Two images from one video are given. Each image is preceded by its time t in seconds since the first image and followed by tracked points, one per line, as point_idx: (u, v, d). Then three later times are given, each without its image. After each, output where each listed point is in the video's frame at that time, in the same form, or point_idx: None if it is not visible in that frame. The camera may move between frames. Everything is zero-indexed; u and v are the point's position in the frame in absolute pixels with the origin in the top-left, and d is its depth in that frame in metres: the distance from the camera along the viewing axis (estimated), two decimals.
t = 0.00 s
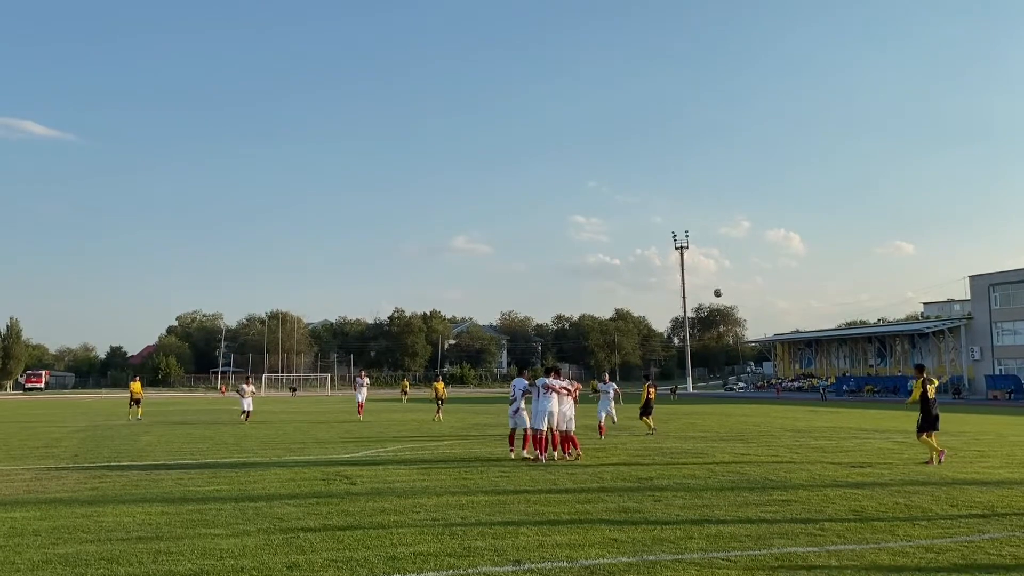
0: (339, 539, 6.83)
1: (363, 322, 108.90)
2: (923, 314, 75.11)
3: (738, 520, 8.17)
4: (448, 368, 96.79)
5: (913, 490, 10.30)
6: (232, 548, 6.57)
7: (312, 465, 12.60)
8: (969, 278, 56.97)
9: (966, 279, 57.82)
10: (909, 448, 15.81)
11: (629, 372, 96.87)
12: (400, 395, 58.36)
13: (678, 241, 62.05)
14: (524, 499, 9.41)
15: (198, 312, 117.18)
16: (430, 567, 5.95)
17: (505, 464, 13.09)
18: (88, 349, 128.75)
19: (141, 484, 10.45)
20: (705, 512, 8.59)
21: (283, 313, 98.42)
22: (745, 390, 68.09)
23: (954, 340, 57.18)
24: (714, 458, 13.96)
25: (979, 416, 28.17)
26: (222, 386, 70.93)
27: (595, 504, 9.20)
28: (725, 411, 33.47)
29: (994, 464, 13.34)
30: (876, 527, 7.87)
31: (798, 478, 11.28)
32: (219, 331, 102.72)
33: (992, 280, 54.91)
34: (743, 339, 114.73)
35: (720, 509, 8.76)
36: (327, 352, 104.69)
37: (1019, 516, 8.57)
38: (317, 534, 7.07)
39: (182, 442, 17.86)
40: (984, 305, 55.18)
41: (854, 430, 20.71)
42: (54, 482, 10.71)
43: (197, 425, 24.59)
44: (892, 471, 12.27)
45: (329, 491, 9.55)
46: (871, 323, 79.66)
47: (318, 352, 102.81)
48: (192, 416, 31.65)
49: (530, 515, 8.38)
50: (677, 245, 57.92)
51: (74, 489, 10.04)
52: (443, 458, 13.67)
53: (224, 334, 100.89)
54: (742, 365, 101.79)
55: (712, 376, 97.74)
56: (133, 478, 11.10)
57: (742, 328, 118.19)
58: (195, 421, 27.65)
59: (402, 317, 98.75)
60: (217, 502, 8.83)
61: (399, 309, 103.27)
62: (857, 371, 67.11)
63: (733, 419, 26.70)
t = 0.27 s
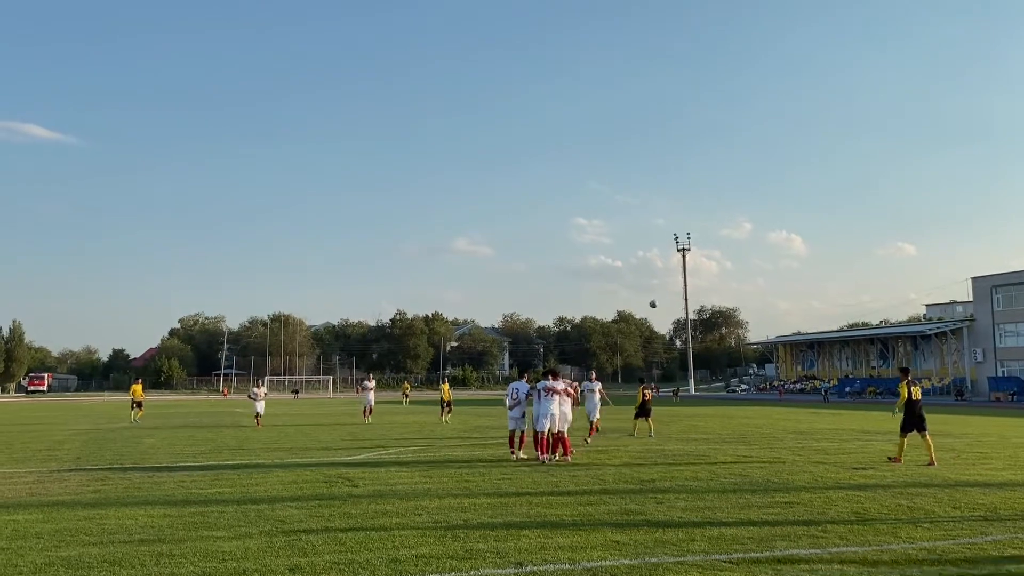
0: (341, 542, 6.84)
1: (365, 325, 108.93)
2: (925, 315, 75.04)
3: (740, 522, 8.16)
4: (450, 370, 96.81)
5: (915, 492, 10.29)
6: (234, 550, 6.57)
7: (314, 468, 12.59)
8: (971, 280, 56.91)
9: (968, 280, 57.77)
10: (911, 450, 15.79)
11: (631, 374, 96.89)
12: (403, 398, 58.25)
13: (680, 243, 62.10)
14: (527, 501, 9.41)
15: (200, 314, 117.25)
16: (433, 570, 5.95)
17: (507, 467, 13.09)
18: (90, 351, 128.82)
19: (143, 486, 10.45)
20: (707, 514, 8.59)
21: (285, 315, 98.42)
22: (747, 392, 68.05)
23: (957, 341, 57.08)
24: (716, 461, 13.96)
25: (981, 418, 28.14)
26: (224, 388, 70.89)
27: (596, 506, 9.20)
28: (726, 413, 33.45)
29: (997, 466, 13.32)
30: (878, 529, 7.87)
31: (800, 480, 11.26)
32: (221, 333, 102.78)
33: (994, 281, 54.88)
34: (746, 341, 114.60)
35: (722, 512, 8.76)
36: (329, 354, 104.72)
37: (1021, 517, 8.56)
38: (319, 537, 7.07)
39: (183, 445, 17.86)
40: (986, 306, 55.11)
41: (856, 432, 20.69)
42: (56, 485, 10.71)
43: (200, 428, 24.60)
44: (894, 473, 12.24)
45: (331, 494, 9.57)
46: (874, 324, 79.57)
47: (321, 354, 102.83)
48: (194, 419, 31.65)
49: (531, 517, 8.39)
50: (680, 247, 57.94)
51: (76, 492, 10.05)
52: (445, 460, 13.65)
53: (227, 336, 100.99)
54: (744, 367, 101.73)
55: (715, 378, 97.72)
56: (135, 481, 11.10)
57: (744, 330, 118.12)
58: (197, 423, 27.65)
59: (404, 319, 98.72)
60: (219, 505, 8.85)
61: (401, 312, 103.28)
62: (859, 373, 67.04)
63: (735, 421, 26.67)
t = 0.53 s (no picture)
0: (343, 544, 6.84)
1: (367, 327, 108.96)
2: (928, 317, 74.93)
3: (742, 525, 8.15)
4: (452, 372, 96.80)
5: (918, 494, 10.26)
6: (236, 553, 6.57)
7: (317, 469, 12.58)
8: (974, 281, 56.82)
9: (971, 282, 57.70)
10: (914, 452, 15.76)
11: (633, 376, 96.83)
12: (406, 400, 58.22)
13: (682, 245, 62.06)
14: (529, 503, 9.41)
15: (203, 317, 117.38)
16: (435, 572, 5.94)
17: (509, 468, 13.08)
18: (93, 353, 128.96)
19: (145, 488, 10.45)
20: (710, 516, 8.58)
21: (287, 317, 98.46)
22: (750, 394, 67.96)
23: (960, 343, 56.96)
24: (718, 463, 13.92)
25: (984, 420, 28.09)
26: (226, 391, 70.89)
27: (599, 508, 9.20)
28: (729, 415, 33.44)
29: (1000, 468, 13.30)
30: (880, 531, 7.85)
31: (803, 482, 11.24)
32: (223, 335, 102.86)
33: (997, 283, 54.82)
34: (748, 343, 114.50)
35: (724, 514, 8.74)
36: (331, 356, 104.76)
37: None
38: (321, 539, 7.07)
39: (185, 447, 17.84)
40: (989, 308, 55.03)
41: (858, 434, 20.67)
42: (58, 487, 10.72)
43: (202, 430, 24.61)
44: (898, 475, 12.21)
45: (333, 496, 9.56)
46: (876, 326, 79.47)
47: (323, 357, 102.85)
48: (196, 421, 31.67)
49: (534, 519, 8.38)
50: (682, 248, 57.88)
51: (79, 495, 10.06)
52: (447, 462, 13.64)
53: (229, 339, 101.07)
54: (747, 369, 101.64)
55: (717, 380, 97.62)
56: (137, 483, 11.10)
57: (747, 332, 118.00)
58: (199, 426, 27.67)
59: (406, 321, 98.69)
60: (221, 507, 8.84)
61: (403, 314, 103.33)
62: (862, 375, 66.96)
63: (736, 423, 26.66)
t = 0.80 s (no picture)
0: (346, 546, 6.84)
1: (370, 329, 109.02)
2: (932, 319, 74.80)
3: (744, 527, 8.14)
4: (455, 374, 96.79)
5: (922, 496, 10.24)
6: (240, 554, 6.57)
7: (320, 471, 12.60)
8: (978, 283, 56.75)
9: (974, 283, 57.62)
10: (917, 454, 15.74)
11: (636, 378, 96.78)
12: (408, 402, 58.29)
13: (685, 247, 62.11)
14: (532, 505, 9.41)
15: (206, 319, 117.58)
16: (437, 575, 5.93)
17: (512, 471, 13.07)
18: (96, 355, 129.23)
19: (149, 490, 10.47)
20: (713, 518, 8.57)
21: (290, 319, 98.51)
22: (753, 395, 67.91)
23: (963, 344, 56.84)
24: (722, 465, 13.91)
25: (987, 422, 28.03)
26: (229, 392, 70.98)
27: (602, 510, 9.20)
28: (731, 417, 33.44)
29: (1004, 470, 13.27)
30: (883, 533, 7.85)
31: (807, 484, 11.23)
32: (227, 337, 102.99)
33: (1001, 284, 54.78)
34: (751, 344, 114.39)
35: (727, 516, 8.74)
36: (334, 358, 104.85)
37: None
38: (325, 540, 7.08)
39: (189, 449, 17.86)
40: (993, 309, 54.97)
41: (861, 436, 20.64)
42: (62, 489, 10.74)
43: (205, 432, 24.63)
44: (901, 477, 12.19)
45: (336, 498, 9.56)
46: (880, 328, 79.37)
47: (326, 358, 102.93)
48: (199, 423, 31.70)
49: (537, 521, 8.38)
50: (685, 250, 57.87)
51: (83, 497, 10.07)
52: (450, 464, 13.63)
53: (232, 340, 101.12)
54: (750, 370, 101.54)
55: (721, 382, 97.52)
56: (141, 485, 11.12)
57: (750, 333, 117.89)
58: (203, 428, 27.68)
59: (409, 323, 98.69)
60: (225, 509, 8.86)
61: (406, 316, 103.38)
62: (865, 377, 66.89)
63: (738, 425, 26.65)
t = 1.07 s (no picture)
0: (349, 548, 6.84)
1: (374, 330, 109.11)
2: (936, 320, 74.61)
3: (747, 529, 8.13)
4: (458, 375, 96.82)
5: (926, 497, 10.22)
6: (244, 556, 6.58)
7: (324, 473, 12.62)
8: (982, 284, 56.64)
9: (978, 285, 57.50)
10: (920, 456, 15.70)
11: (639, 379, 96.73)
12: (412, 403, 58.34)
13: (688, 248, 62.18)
14: (536, 507, 9.40)
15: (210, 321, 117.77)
16: None
17: (515, 472, 13.08)
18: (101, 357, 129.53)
19: (153, 492, 10.49)
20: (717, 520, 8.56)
21: (294, 321, 98.62)
22: (756, 397, 67.83)
23: (967, 346, 56.72)
24: (725, 467, 13.90)
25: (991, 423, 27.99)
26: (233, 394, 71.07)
27: (605, 512, 9.19)
28: (735, 418, 33.42)
29: (1007, 471, 13.24)
30: (887, 534, 7.84)
31: (810, 485, 11.21)
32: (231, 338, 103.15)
33: (1005, 286, 54.67)
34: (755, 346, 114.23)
35: (731, 518, 8.73)
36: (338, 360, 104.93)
37: None
38: (328, 543, 7.08)
39: (194, 450, 17.90)
40: (997, 310, 54.84)
41: (865, 438, 20.60)
42: (67, 491, 10.76)
43: (209, 434, 24.71)
44: (905, 478, 12.17)
45: (340, 500, 9.57)
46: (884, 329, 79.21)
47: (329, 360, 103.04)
48: (204, 425, 31.77)
49: (540, 523, 8.38)
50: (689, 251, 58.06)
51: (87, 498, 10.09)
52: (454, 466, 13.65)
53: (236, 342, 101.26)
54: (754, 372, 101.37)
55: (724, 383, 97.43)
56: (145, 486, 11.14)
57: (754, 335, 117.74)
58: (207, 429, 27.76)
59: (412, 324, 98.77)
60: (229, 511, 8.87)
61: (409, 317, 103.45)
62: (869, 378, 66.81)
63: (742, 426, 26.62)
